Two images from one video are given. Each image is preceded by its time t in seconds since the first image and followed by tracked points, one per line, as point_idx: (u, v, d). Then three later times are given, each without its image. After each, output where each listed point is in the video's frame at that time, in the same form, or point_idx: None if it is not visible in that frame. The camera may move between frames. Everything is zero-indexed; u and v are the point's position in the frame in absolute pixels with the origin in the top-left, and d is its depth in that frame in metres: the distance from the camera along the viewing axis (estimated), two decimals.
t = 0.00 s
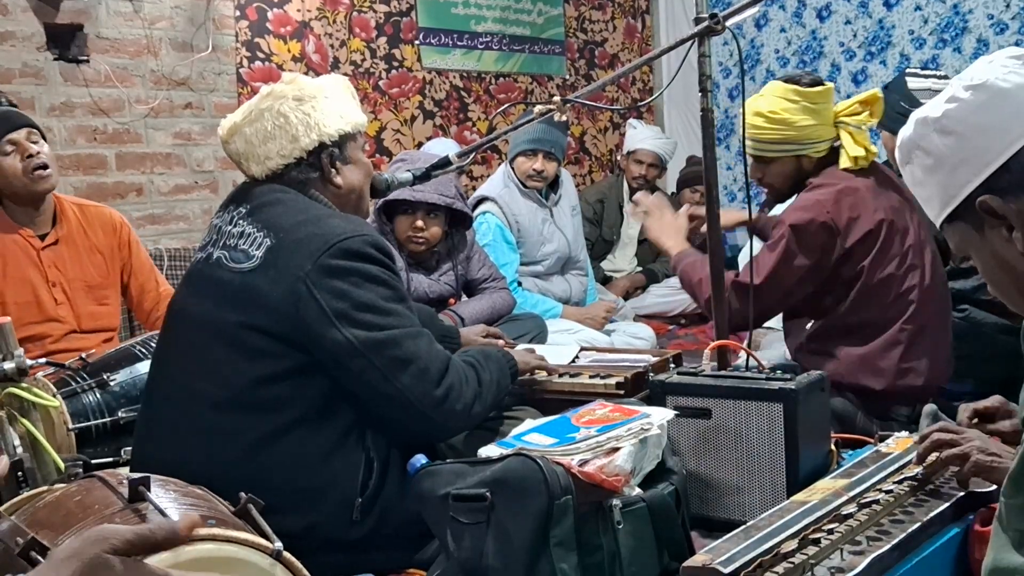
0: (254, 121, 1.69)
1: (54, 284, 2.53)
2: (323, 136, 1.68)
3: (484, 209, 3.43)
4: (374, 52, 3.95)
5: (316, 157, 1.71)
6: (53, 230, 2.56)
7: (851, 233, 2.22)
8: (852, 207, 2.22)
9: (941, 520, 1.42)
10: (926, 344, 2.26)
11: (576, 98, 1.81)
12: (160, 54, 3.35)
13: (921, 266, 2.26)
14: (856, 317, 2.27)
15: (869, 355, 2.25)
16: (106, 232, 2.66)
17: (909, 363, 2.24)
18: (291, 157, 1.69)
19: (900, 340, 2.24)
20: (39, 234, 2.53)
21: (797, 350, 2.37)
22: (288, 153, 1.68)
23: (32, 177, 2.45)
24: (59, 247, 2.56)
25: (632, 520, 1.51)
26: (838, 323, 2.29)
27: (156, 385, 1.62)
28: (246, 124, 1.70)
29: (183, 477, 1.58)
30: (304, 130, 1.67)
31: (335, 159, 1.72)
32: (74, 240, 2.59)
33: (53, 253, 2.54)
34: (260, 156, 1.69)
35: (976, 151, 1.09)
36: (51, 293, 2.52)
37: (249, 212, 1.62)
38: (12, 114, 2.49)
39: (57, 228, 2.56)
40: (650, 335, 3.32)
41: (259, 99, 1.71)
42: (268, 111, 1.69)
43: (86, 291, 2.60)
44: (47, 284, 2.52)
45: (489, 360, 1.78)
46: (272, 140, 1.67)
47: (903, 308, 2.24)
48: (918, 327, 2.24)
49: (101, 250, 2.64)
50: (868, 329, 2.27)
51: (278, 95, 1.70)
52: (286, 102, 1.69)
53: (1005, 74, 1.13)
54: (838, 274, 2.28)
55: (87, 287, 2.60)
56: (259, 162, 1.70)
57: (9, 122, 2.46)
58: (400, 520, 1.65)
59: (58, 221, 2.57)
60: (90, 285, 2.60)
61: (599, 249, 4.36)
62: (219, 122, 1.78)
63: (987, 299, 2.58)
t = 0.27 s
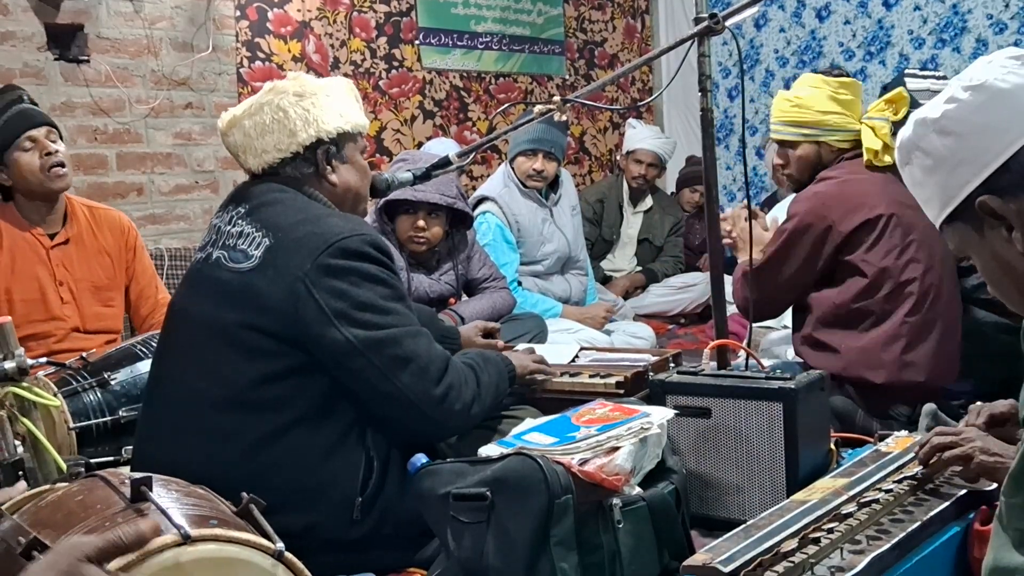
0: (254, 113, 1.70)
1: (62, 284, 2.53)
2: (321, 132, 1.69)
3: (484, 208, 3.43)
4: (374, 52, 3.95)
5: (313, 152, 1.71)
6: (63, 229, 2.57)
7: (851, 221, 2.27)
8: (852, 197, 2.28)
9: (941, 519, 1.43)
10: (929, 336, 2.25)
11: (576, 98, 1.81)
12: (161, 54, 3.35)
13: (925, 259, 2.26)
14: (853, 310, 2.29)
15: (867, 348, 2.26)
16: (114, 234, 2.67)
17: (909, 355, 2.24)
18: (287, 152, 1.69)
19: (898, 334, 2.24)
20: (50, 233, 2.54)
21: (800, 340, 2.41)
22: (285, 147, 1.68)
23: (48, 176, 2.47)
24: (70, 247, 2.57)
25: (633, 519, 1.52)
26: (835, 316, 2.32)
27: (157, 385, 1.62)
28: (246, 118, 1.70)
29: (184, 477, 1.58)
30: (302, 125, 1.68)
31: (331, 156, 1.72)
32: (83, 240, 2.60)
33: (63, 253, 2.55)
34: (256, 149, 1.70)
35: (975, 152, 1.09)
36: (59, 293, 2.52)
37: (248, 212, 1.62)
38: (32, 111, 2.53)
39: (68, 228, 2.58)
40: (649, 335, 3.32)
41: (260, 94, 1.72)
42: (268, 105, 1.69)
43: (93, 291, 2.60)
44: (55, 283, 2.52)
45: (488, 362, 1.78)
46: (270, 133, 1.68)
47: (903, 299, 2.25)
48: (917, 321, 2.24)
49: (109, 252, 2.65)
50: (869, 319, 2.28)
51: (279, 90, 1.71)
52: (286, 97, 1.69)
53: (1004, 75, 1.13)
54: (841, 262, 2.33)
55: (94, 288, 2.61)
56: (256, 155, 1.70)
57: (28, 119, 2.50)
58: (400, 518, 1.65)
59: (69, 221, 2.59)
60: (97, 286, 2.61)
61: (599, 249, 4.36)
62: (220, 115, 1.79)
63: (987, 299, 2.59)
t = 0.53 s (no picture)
0: (251, 112, 1.71)
1: (64, 284, 2.52)
2: (309, 133, 1.67)
3: (484, 208, 3.42)
4: (374, 51, 3.94)
5: (303, 152, 1.71)
6: (67, 230, 2.56)
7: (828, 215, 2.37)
8: (827, 188, 2.37)
9: (943, 520, 1.42)
10: (915, 322, 2.33)
11: (577, 98, 1.81)
12: (160, 53, 3.34)
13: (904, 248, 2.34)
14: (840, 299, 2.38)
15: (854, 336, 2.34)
16: (117, 236, 2.67)
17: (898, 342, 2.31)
18: (277, 151, 1.69)
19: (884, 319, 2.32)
20: (53, 234, 2.54)
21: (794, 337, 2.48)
22: (275, 147, 1.69)
23: (56, 182, 2.46)
24: (72, 249, 2.56)
25: (633, 521, 1.51)
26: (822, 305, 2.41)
27: (156, 385, 1.62)
28: (243, 116, 1.72)
29: (182, 477, 1.58)
30: (291, 125, 1.67)
31: (322, 155, 1.71)
32: (86, 241, 2.59)
33: (65, 254, 2.54)
34: (250, 148, 1.71)
35: (977, 152, 1.08)
36: (60, 294, 2.51)
37: (248, 212, 1.61)
38: (38, 114, 2.52)
39: (71, 228, 2.57)
40: (650, 335, 3.31)
41: (259, 92, 1.73)
42: (263, 104, 1.70)
43: (95, 293, 2.59)
44: (57, 284, 2.51)
45: (488, 364, 1.77)
46: (263, 133, 1.69)
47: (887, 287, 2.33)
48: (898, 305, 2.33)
49: (112, 255, 2.64)
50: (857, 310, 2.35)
51: (276, 88, 1.71)
52: (279, 97, 1.69)
53: (1005, 75, 1.12)
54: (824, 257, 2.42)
55: (96, 290, 2.59)
56: (250, 154, 1.71)
57: (34, 123, 2.49)
58: (399, 520, 1.65)
59: (72, 222, 2.58)
60: (99, 287, 2.60)
61: (600, 248, 4.35)
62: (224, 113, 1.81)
63: (988, 298, 2.58)
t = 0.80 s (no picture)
0: (256, 116, 1.72)
1: (59, 284, 2.52)
2: (308, 135, 1.68)
3: (484, 209, 3.42)
4: (374, 52, 3.94)
5: (303, 154, 1.71)
6: (60, 230, 2.55)
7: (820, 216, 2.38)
8: (825, 190, 2.39)
9: (942, 521, 1.42)
10: (913, 323, 2.30)
11: (576, 99, 1.81)
12: (160, 54, 3.34)
13: (898, 248, 2.33)
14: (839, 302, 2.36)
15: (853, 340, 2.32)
16: (112, 234, 2.67)
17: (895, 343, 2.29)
18: (279, 153, 1.70)
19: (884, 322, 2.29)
20: (46, 233, 2.53)
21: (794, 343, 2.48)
22: (276, 150, 1.70)
23: (48, 184, 2.45)
24: (66, 247, 2.56)
25: (634, 522, 1.51)
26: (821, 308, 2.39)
27: (158, 386, 1.62)
28: (250, 119, 1.74)
29: (183, 479, 1.58)
30: (292, 128, 1.68)
31: (321, 157, 1.71)
32: (80, 240, 2.59)
33: (59, 253, 2.54)
34: (256, 151, 1.73)
35: (975, 155, 1.08)
36: (57, 293, 2.51)
37: (253, 215, 1.61)
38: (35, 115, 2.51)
39: (64, 228, 2.56)
40: (650, 336, 3.31)
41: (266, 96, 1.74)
42: (267, 107, 1.71)
43: (91, 291, 2.59)
44: (53, 284, 2.51)
45: (487, 370, 1.77)
46: (265, 136, 1.70)
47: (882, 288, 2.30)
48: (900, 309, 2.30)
49: (105, 251, 2.64)
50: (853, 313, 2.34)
51: (281, 91, 1.72)
52: (282, 100, 1.70)
53: (1004, 78, 1.12)
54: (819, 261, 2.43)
55: (92, 288, 2.60)
56: (257, 156, 1.73)
57: (30, 124, 2.48)
58: (398, 523, 1.65)
59: (66, 222, 2.58)
60: (95, 286, 2.60)
61: (600, 249, 4.36)
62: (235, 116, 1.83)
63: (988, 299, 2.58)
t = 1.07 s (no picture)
0: (265, 115, 1.72)
1: (61, 283, 2.53)
2: (318, 136, 1.68)
3: (486, 208, 3.42)
4: (375, 52, 3.94)
5: (312, 155, 1.71)
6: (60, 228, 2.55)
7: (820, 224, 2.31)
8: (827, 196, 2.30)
9: (947, 522, 1.42)
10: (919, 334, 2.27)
11: (579, 99, 1.81)
12: (162, 54, 3.34)
13: (900, 258, 2.27)
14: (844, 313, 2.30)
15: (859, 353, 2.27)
16: (112, 229, 2.65)
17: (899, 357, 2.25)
18: (288, 153, 1.70)
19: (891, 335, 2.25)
20: (47, 232, 2.53)
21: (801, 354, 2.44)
22: (285, 150, 1.70)
23: (44, 190, 2.45)
24: (67, 245, 2.55)
25: (639, 523, 1.48)
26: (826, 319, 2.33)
27: (164, 385, 1.62)
28: (258, 117, 1.73)
29: (187, 477, 1.58)
30: (301, 129, 1.68)
31: (331, 159, 1.71)
32: (81, 238, 2.58)
33: (61, 251, 2.54)
34: (264, 149, 1.73)
35: (981, 155, 1.08)
36: (58, 292, 2.52)
37: (260, 215, 1.61)
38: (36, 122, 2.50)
39: (65, 227, 2.55)
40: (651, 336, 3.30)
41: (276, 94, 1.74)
42: (276, 106, 1.71)
43: (93, 289, 2.59)
44: (54, 283, 2.52)
45: (490, 373, 1.77)
46: (274, 136, 1.70)
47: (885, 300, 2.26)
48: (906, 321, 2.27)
49: (106, 248, 2.63)
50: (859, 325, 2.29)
51: (290, 91, 1.71)
52: (292, 99, 1.70)
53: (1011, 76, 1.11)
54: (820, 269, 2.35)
55: (94, 286, 2.59)
56: (266, 156, 1.73)
57: (27, 130, 2.47)
58: (401, 525, 1.64)
59: (65, 222, 2.56)
60: (97, 282, 2.60)
61: (601, 249, 4.35)
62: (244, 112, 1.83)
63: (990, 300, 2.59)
